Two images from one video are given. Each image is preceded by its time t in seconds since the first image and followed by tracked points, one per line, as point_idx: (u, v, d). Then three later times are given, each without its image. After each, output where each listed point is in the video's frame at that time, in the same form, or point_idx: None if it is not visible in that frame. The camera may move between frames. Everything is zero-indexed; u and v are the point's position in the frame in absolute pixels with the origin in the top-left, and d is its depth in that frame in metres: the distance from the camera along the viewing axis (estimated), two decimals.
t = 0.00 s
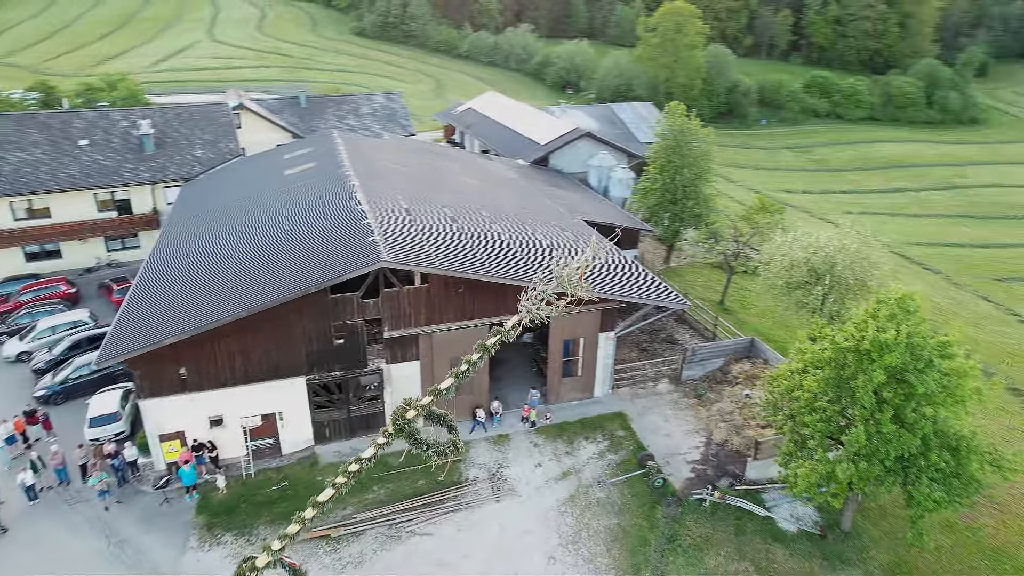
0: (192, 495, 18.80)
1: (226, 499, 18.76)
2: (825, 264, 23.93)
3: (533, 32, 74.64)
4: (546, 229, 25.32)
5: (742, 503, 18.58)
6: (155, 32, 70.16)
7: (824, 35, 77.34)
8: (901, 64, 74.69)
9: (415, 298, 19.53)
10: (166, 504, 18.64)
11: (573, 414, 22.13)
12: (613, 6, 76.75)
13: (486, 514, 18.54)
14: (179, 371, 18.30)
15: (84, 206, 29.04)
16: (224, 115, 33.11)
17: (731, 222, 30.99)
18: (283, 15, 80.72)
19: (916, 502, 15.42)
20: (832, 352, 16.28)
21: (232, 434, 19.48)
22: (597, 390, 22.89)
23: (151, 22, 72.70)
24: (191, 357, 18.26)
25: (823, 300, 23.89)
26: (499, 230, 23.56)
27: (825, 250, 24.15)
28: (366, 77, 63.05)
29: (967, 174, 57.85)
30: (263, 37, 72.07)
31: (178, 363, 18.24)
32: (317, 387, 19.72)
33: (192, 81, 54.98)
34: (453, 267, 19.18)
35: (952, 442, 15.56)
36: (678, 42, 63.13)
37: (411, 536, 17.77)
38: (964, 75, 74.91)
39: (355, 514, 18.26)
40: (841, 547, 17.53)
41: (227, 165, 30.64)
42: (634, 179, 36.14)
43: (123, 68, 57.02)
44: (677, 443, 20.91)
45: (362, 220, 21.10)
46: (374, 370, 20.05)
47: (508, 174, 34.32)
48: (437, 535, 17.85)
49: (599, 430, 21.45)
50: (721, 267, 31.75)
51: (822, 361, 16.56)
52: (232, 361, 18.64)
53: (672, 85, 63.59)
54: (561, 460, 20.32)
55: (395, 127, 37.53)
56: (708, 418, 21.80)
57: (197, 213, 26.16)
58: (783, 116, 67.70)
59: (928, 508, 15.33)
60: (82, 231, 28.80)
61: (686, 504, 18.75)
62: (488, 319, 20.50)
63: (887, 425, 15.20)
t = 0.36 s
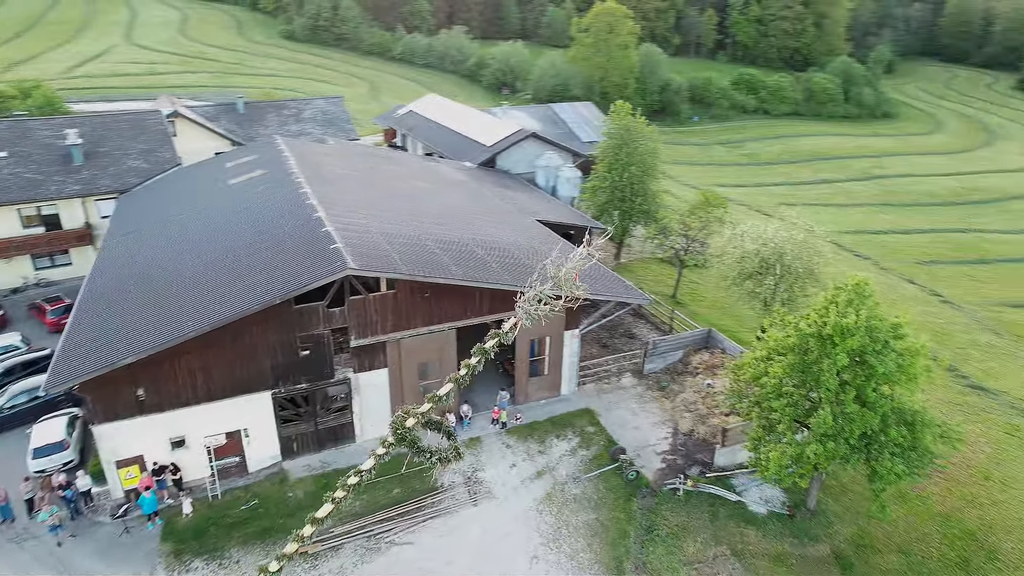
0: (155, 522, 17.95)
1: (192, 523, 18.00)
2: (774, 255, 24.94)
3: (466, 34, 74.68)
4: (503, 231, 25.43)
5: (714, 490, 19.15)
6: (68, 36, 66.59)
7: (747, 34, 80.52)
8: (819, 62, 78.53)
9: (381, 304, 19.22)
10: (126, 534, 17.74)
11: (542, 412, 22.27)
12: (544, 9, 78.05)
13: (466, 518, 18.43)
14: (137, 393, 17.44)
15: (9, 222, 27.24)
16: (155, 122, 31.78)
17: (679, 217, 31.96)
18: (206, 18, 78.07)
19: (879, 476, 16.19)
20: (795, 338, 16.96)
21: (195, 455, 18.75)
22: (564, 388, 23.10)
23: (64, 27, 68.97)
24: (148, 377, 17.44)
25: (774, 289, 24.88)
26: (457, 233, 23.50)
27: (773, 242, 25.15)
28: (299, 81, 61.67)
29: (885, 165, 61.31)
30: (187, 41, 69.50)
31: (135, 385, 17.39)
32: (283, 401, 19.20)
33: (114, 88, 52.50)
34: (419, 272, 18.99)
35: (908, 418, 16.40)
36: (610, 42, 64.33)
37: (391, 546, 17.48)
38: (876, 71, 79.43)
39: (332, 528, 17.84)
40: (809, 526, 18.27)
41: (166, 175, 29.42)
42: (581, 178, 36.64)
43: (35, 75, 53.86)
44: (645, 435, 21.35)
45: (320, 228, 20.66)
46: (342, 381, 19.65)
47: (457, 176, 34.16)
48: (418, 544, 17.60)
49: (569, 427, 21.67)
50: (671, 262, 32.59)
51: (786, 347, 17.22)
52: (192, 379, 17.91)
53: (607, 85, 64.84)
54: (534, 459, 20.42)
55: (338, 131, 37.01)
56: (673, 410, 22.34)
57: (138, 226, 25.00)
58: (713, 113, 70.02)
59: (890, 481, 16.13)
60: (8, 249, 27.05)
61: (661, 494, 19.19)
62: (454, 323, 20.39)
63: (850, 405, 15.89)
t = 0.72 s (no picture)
0: (115, 555, 17.01)
1: (156, 551, 17.17)
2: (725, 247, 25.79)
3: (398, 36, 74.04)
4: (458, 234, 25.36)
5: (686, 478, 19.69)
6: None
7: (673, 34, 83.06)
8: (742, 59, 82.06)
9: (347, 313, 18.83)
10: (84, 569, 16.75)
11: (511, 413, 22.30)
12: (473, 11, 78.72)
13: (445, 524, 18.25)
14: (91, 419, 16.51)
15: None
16: (81, 133, 30.07)
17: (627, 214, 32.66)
18: (121, 21, 74.56)
19: (841, 454, 16.93)
20: (759, 328, 17.59)
21: (155, 480, 17.90)
22: (530, 388, 23.19)
23: None
24: (104, 402, 16.55)
25: (726, 281, 25.73)
26: (415, 238, 23.29)
27: (724, 235, 25.98)
28: (226, 86, 59.71)
29: (809, 157, 64.32)
30: (101, 46, 66.16)
31: (90, 411, 16.47)
32: (247, 418, 18.61)
33: (26, 96, 49.46)
34: (384, 278, 18.70)
35: (865, 396, 17.17)
36: (543, 43, 65.01)
37: (371, 559, 17.13)
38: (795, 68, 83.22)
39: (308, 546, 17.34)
40: (776, 506, 19.00)
41: (98, 188, 27.99)
42: (527, 179, 36.87)
43: None
44: (613, 429, 21.71)
45: (277, 237, 20.10)
46: (308, 393, 19.20)
47: (404, 181, 33.76)
48: (398, 554, 17.28)
49: (539, 426, 21.79)
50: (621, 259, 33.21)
51: (751, 336, 17.85)
52: (151, 401, 17.11)
53: (541, 85, 65.39)
54: (507, 460, 20.41)
55: (278, 137, 36.33)
56: (637, 403, 22.81)
57: (73, 242, 23.67)
58: (645, 111, 71.71)
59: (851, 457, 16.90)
60: None
61: (634, 486, 19.56)
62: (421, 328, 20.20)
63: (813, 388, 16.58)
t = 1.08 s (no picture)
0: None
1: None
2: (676, 242, 26.51)
3: (326, 40, 72.74)
4: (413, 239, 25.08)
5: (657, 469, 20.12)
6: None
7: (600, 34, 84.96)
8: (667, 58, 84.95)
9: (310, 323, 18.35)
10: None
11: (478, 416, 22.23)
12: (402, 13, 79.70)
13: (423, 531, 18.03)
14: (42, 450, 15.48)
15: None
16: None
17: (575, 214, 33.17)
18: (25, 26, 70.19)
19: (805, 436, 17.68)
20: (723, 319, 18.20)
21: (114, 511, 16.95)
22: (495, 389, 23.17)
23: None
24: (55, 431, 15.55)
25: (678, 275, 26.45)
26: (370, 244, 22.88)
27: (673, 230, 26.71)
28: (147, 93, 57.12)
29: (736, 152, 66.89)
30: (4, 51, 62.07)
31: (41, 442, 15.45)
32: (211, 438, 17.90)
33: None
34: (348, 286, 18.29)
35: (824, 378, 18.00)
36: (475, 44, 64.99)
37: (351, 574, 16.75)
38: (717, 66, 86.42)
39: (284, 566, 16.82)
40: (743, 490, 19.68)
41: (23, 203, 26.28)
42: (472, 181, 36.87)
43: None
44: (581, 426, 21.98)
45: (231, 248, 19.38)
46: (273, 408, 18.62)
47: (348, 186, 33.02)
48: (379, 566, 16.97)
49: (507, 427, 21.82)
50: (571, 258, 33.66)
51: (715, 328, 18.45)
52: (107, 426, 16.19)
53: (475, 87, 65.47)
54: (479, 463, 20.32)
55: (212, 145, 35.03)
56: (601, 398, 23.16)
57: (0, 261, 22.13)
58: (578, 110, 72.88)
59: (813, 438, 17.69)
60: None
61: (607, 480, 19.84)
62: (385, 336, 19.88)
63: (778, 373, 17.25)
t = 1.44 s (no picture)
0: None
1: None
2: (630, 240, 26.95)
3: (249, 44, 70.68)
4: (367, 246, 24.63)
5: (628, 462, 20.47)
6: None
7: (528, 36, 85.93)
8: (594, 59, 86.70)
9: (274, 337, 17.77)
10: None
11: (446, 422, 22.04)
12: (326, 16, 79.78)
13: (401, 542, 17.72)
14: None
15: None
16: None
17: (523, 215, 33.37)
18: None
19: (769, 419, 18.38)
20: (687, 312, 18.71)
21: (70, 547, 15.94)
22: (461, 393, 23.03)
23: None
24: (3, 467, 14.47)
25: (632, 272, 26.90)
26: (326, 254, 22.32)
27: (625, 228, 27.13)
28: (58, 101, 53.84)
29: (667, 149, 68.84)
30: None
31: None
32: (173, 463, 17.10)
33: None
34: (312, 296, 17.79)
35: (783, 364, 18.78)
36: (405, 47, 64.21)
37: None
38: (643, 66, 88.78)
39: None
40: (711, 477, 20.28)
41: None
42: (417, 185, 36.53)
43: None
44: (549, 425, 22.12)
45: (183, 262, 18.52)
46: (237, 427, 17.96)
47: (291, 194, 32.05)
48: None
49: (476, 431, 21.72)
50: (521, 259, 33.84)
51: (679, 321, 18.94)
52: (60, 458, 15.19)
53: (407, 90, 64.97)
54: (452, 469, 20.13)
55: (140, 155, 33.31)
56: (566, 396, 23.37)
57: None
58: (511, 111, 73.29)
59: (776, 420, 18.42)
60: None
61: (581, 477, 20.04)
62: (350, 346, 19.46)
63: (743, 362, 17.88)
